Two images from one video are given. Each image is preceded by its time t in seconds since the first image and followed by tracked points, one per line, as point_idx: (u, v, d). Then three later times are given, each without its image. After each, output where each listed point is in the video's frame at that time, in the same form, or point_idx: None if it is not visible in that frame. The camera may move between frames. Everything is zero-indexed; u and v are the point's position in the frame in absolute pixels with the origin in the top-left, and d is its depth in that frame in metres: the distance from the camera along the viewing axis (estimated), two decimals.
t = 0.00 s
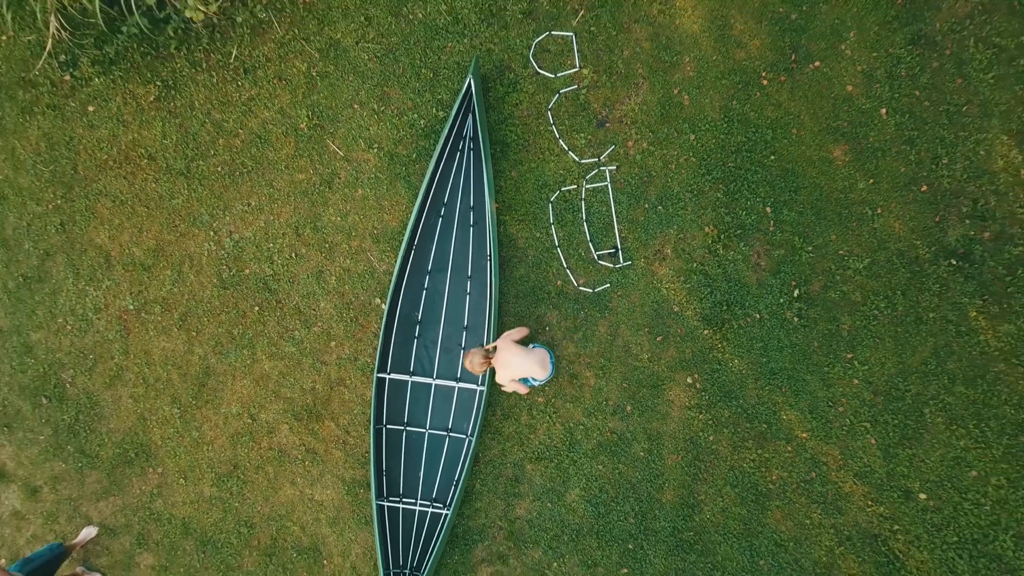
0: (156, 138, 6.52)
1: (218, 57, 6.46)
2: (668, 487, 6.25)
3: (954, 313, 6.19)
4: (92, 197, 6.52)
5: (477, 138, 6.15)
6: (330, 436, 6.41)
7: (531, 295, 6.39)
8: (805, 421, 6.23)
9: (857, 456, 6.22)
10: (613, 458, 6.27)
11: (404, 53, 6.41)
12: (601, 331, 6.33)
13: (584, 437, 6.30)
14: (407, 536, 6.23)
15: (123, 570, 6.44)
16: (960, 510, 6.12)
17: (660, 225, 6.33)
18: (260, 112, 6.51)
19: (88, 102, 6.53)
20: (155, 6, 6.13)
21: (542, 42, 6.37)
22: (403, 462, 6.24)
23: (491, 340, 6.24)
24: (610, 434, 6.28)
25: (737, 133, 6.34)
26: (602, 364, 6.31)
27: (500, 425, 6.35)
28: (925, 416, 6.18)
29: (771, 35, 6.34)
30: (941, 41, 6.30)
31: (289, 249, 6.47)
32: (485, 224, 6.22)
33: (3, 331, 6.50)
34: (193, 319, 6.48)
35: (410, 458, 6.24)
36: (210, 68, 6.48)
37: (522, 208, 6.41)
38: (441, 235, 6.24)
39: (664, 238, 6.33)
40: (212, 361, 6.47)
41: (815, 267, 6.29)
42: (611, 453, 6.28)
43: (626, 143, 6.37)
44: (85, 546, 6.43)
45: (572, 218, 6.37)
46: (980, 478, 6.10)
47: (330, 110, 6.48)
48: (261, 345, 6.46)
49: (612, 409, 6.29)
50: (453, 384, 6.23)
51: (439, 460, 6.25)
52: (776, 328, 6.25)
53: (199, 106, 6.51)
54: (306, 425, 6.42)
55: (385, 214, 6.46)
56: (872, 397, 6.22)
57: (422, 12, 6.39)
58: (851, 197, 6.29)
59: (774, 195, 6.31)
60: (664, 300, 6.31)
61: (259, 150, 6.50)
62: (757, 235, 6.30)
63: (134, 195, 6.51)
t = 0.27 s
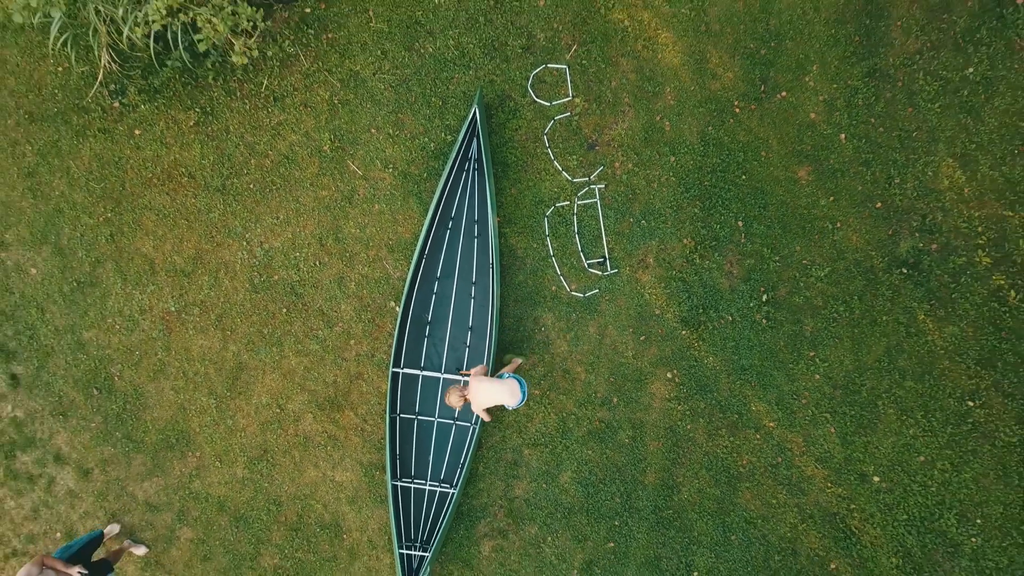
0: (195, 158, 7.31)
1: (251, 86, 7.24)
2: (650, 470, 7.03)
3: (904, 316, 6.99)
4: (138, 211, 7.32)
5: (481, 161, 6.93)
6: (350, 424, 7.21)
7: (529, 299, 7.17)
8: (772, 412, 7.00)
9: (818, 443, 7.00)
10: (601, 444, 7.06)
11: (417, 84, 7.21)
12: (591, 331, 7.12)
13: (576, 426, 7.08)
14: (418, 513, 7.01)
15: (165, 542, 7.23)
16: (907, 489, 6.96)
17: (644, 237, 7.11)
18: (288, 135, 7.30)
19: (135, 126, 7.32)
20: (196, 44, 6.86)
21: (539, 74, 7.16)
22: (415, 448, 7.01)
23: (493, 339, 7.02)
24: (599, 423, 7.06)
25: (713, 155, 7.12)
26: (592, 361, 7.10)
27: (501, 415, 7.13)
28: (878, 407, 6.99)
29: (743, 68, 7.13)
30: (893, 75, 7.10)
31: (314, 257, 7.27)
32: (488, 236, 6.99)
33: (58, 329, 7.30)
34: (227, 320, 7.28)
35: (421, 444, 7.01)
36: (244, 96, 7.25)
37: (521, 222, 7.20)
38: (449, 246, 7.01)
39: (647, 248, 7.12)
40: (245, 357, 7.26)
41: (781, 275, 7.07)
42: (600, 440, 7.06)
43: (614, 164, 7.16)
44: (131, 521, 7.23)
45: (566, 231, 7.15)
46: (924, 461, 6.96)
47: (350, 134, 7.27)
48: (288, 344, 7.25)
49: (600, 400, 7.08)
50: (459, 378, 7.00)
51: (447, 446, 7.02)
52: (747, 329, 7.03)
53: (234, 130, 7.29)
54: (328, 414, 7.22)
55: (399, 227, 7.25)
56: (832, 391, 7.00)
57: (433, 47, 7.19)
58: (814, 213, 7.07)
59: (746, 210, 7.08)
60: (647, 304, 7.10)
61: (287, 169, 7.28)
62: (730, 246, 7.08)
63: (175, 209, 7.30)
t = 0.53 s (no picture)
0: (224, 174, 8.04)
1: (275, 109, 7.96)
2: (636, 457, 7.76)
3: (866, 318, 7.73)
4: (172, 221, 8.06)
5: (485, 177, 7.66)
6: (364, 415, 7.95)
7: (527, 302, 7.91)
8: (746, 405, 7.73)
9: (788, 434, 7.73)
10: (592, 434, 7.79)
11: (426, 107, 7.94)
12: (583, 332, 7.85)
13: (569, 417, 7.81)
14: (425, 496, 7.73)
15: (196, 522, 7.98)
16: (869, 475, 7.70)
17: (631, 246, 7.85)
18: (308, 153, 8.02)
19: (169, 144, 8.05)
20: (229, 70, 7.56)
21: (537, 98, 7.90)
22: (423, 436, 7.74)
23: (495, 339, 7.75)
24: (590, 415, 7.79)
25: (694, 172, 7.84)
26: (583, 358, 7.83)
27: (501, 407, 7.86)
28: (843, 401, 7.72)
29: (722, 94, 7.86)
30: (858, 100, 7.83)
31: (332, 264, 8.00)
32: (490, 245, 7.73)
33: (99, 329, 8.05)
34: (253, 320, 8.02)
35: (429, 433, 7.74)
36: (270, 117, 7.98)
37: (520, 232, 7.93)
38: (454, 254, 7.75)
39: (634, 257, 7.85)
40: (269, 354, 8.00)
41: (756, 281, 7.79)
42: (590, 430, 7.79)
43: (604, 180, 7.89)
44: (166, 502, 7.98)
45: (561, 241, 7.88)
46: (884, 450, 7.70)
47: (365, 153, 8.00)
48: (309, 343, 7.99)
49: (591, 394, 7.81)
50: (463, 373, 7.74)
51: (452, 435, 7.74)
52: (724, 330, 7.76)
53: (259, 149, 8.01)
54: (345, 406, 7.95)
55: (409, 237, 7.99)
56: (801, 387, 7.73)
57: (441, 74, 7.93)
58: (785, 225, 7.79)
59: (724, 223, 7.81)
60: (634, 307, 7.83)
61: (307, 184, 8.01)
62: (709, 255, 7.81)
63: (206, 220, 8.04)
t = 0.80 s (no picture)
0: (247, 186, 8.78)
1: (294, 127, 8.68)
2: (623, 445, 8.51)
3: (834, 319, 8.47)
4: (200, 229, 8.81)
5: (486, 189, 8.43)
6: (376, 406, 8.70)
7: (524, 304, 8.66)
8: (724, 398, 8.48)
9: (763, 424, 8.47)
10: (584, 424, 8.54)
11: (432, 125, 8.70)
12: (576, 330, 8.60)
13: (562, 409, 8.57)
14: (431, 480, 8.48)
15: (221, 504, 8.75)
16: (836, 462, 8.45)
17: (620, 253, 8.60)
18: (325, 167, 8.75)
19: (198, 159, 8.79)
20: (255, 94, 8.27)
21: (533, 118, 8.65)
22: (430, 425, 8.49)
23: (495, 337, 8.52)
24: (582, 406, 8.55)
25: (677, 185, 8.59)
26: (576, 355, 8.59)
27: (500, 399, 8.61)
28: (812, 395, 8.47)
29: (703, 114, 8.61)
30: (827, 120, 8.58)
31: (346, 268, 8.76)
32: (491, 251, 8.48)
33: (134, 327, 8.82)
34: (274, 320, 8.78)
35: (435, 422, 8.49)
36: (289, 134, 8.70)
37: (518, 240, 8.68)
38: (458, 259, 8.51)
39: (623, 262, 8.60)
40: (288, 350, 8.76)
41: (733, 285, 8.54)
42: (582, 420, 8.54)
43: (595, 192, 8.65)
44: (194, 485, 8.76)
45: (555, 248, 8.64)
46: (850, 439, 8.45)
47: (377, 166, 8.74)
48: (325, 340, 8.75)
49: (583, 388, 8.56)
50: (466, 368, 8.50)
51: (455, 425, 8.49)
52: (704, 330, 8.51)
53: (280, 163, 8.74)
54: (358, 398, 8.71)
55: (417, 243, 8.74)
56: (774, 381, 8.47)
57: (446, 95, 8.68)
58: (760, 234, 8.53)
59: (704, 231, 8.55)
60: (622, 308, 8.58)
61: (324, 195, 8.76)
62: (691, 260, 8.56)
63: (231, 228, 8.79)
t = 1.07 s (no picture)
0: (267, 198, 9.50)
1: (311, 143, 9.39)
2: (614, 437, 9.23)
3: (808, 321, 9.20)
4: (224, 237, 9.54)
5: (488, 201, 9.17)
6: (386, 401, 9.43)
7: (523, 306, 9.38)
8: (707, 393, 9.20)
9: (742, 417, 9.19)
10: (578, 417, 9.26)
11: (438, 141, 9.43)
12: (571, 331, 9.33)
13: (558, 403, 9.29)
14: (437, 469, 9.22)
15: (243, 490, 9.48)
16: (810, 453, 9.18)
17: (611, 259, 9.32)
18: (339, 180, 9.47)
19: (222, 172, 9.51)
20: (277, 115, 9.01)
21: (531, 135, 9.38)
22: (435, 418, 9.23)
23: (496, 336, 9.26)
24: (576, 401, 9.28)
25: (664, 198, 9.31)
26: (571, 353, 9.31)
27: (501, 394, 9.34)
28: (788, 391, 9.19)
29: (688, 131, 9.34)
30: (802, 137, 9.30)
31: (358, 273, 9.49)
32: (492, 258, 9.22)
33: (163, 327, 9.55)
34: (292, 321, 9.51)
35: (440, 415, 9.23)
36: (306, 149, 9.41)
37: (517, 247, 9.39)
38: (462, 265, 9.25)
39: (614, 268, 9.32)
40: (305, 349, 9.49)
41: (715, 289, 9.26)
42: (576, 414, 9.27)
43: (589, 204, 9.37)
44: (218, 473, 9.50)
45: (551, 255, 9.36)
46: (823, 432, 9.18)
47: (387, 179, 9.47)
48: (339, 340, 9.48)
49: (577, 384, 9.29)
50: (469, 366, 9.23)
51: (459, 418, 9.23)
52: (689, 330, 9.23)
53: (297, 176, 9.46)
54: (369, 393, 9.44)
55: (424, 250, 9.46)
56: (753, 378, 9.19)
57: (451, 113, 9.41)
58: (741, 242, 9.26)
59: (689, 240, 9.28)
60: (613, 311, 9.30)
61: (338, 206, 9.48)
62: (676, 267, 9.28)
63: (252, 236, 9.52)
